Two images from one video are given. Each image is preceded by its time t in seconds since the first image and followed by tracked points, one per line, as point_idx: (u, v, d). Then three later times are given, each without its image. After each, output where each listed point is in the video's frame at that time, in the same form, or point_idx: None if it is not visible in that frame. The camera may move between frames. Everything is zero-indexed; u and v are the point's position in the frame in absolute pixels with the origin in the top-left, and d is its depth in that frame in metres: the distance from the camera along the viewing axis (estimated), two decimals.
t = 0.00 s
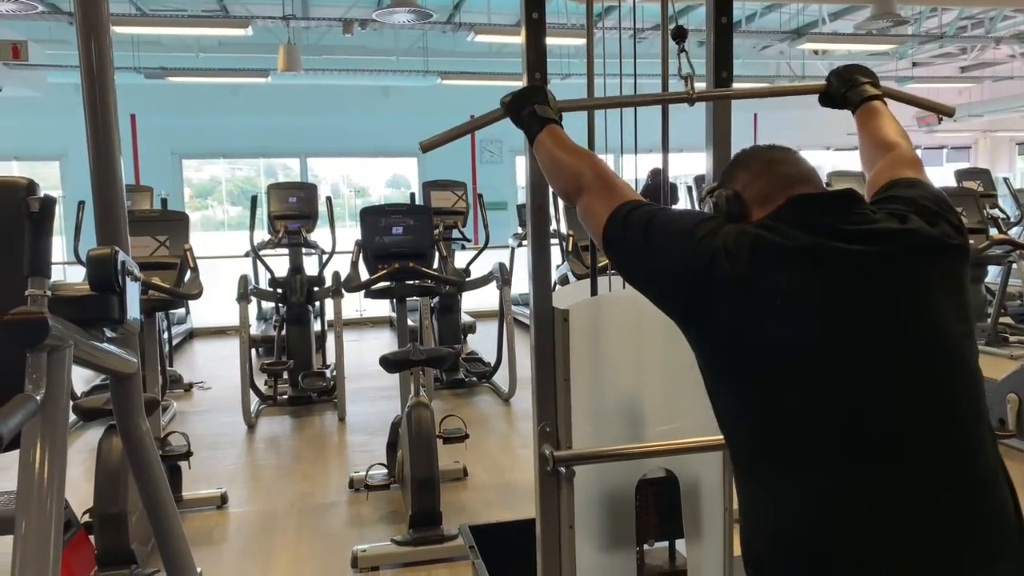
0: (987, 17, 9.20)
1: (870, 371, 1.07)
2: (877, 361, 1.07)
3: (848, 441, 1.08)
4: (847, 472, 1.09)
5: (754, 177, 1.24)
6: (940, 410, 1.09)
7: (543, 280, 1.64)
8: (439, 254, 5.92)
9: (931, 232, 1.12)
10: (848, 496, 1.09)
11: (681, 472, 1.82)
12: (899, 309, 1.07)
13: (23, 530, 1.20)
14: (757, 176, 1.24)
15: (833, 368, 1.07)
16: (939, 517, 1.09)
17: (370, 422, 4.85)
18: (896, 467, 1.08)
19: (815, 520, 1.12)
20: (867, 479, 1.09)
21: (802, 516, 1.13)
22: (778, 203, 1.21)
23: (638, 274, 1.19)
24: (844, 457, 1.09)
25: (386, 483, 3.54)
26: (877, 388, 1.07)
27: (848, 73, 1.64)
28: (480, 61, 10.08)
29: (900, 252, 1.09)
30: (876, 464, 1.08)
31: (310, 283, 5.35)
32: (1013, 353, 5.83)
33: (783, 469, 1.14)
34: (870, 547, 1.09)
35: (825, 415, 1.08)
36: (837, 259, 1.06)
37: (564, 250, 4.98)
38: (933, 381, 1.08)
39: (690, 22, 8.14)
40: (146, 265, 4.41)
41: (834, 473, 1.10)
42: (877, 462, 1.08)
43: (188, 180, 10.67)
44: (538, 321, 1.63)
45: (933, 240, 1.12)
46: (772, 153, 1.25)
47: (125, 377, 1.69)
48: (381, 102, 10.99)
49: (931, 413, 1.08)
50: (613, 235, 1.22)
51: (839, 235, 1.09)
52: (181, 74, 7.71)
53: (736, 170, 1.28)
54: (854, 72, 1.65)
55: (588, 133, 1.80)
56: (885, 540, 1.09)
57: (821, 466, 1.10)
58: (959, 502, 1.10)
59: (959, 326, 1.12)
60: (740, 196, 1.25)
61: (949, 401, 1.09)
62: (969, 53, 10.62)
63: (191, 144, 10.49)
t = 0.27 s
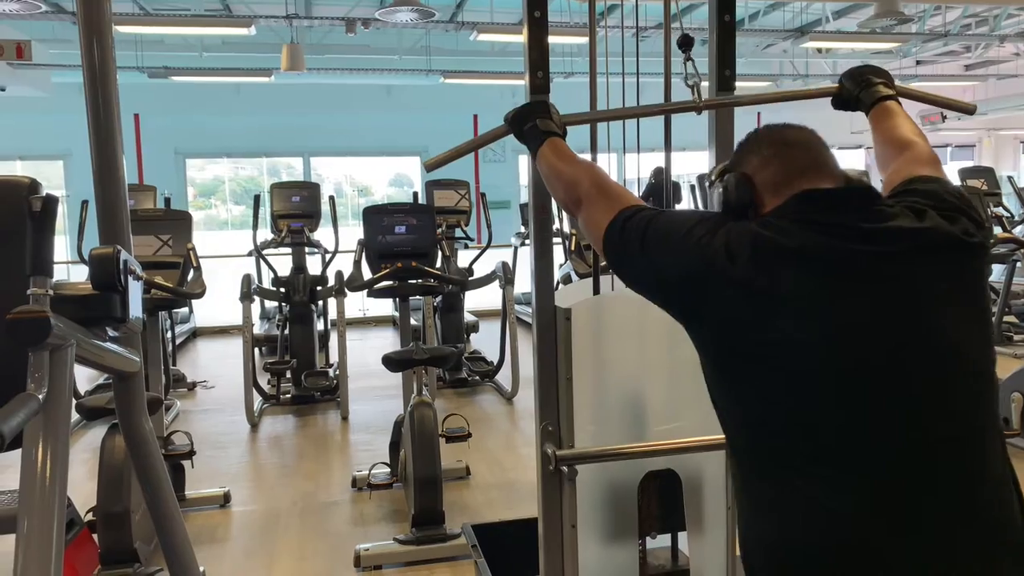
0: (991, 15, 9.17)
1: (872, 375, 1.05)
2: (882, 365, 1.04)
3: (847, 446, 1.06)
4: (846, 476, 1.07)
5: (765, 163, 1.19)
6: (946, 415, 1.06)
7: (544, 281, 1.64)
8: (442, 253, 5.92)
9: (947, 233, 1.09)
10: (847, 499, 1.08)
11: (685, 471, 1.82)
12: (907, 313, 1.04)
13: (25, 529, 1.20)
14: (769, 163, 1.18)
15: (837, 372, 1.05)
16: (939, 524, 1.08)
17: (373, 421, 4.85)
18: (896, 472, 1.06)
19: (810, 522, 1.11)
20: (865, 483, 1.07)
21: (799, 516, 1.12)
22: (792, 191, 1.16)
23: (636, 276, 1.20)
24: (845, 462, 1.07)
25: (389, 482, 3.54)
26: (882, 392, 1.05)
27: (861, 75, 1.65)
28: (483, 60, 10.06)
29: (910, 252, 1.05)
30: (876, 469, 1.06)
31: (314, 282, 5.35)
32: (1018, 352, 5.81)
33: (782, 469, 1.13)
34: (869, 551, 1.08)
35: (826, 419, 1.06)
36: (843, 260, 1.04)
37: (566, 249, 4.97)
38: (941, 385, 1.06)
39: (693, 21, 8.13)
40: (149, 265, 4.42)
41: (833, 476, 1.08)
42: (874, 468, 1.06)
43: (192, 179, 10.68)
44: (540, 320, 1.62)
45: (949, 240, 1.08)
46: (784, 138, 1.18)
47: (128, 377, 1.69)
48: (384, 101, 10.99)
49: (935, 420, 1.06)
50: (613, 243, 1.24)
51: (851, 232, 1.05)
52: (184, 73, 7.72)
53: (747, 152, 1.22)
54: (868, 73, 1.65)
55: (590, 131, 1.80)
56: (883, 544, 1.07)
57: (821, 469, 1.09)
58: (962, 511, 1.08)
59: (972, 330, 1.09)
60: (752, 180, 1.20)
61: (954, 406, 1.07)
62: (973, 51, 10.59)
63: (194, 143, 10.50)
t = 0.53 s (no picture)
0: (995, 14, 9.15)
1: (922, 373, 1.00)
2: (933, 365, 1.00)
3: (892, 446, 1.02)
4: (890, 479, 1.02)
5: (847, 134, 1.06)
6: (1003, 420, 1.00)
7: (546, 281, 1.64)
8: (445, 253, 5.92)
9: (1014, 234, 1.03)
10: (890, 503, 1.03)
11: (687, 470, 1.81)
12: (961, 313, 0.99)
13: (29, 529, 1.20)
14: (853, 136, 1.06)
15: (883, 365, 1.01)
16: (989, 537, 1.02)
17: (376, 420, 4.86)
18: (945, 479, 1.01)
19: (846, 523, 1.06)
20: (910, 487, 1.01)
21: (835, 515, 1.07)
22: (872, 164, 1.05)
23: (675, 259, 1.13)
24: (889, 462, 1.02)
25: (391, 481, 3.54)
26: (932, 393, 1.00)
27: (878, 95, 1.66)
28: (486, 59, 10.06)
29: (973, 248, 0.99)
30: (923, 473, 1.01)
31: (316, 281, 5.35)
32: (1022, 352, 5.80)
33: (819, 466, 1.08)
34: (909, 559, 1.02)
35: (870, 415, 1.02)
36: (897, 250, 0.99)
37: (569, 249, 4.97)
38: (999, 394, 1.00)
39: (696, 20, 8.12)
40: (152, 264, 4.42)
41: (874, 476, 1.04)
42: (922, 474, 1.01)
43: (195, 178, 10.70)
44: (542, 320, 1.63)
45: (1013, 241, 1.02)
46: (869, 108, 1.06)
47: (130, 376, 1.69)
48: (386, 100, 10.99)
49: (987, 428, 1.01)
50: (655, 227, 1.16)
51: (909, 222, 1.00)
52: (187, 72, 7.72)
53: (815, 118, 1.10)
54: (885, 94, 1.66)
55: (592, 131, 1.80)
56: (925, 555, 1.01)
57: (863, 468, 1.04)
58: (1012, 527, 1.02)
59: None
60: (827, 151, 1.08)
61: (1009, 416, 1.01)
62: (977, 51, 10.57)
63: (196, 142, 10.51)
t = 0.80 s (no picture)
0: (999, 14, 9.13)
1: (969, 377, 0.95)
2: (983, 370, 0.95)
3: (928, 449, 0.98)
4: (923, 483, 0.99)
5: (930, 114, 0.98)
6: None
7: (550, 279, 1.64)
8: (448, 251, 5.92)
9: None
10: (922, 506, 0.99)
11: (691, 469, 1.81)
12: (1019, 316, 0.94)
13: (31, 526, 1.20)
14: (936, 117, 0.98)
15: (926, 365, 0.96)
16: None
17: (378, 418, 4.86)
18: (984, 487, 0.97)
19: (862, 513, 1.04)
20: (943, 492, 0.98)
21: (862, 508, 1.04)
22: (955, 145, 0.98)
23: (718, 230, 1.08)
24: (924, 464, 0.98)
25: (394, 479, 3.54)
26: (977, 398, 0.95)
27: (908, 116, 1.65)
28: (489, 57, 10.06)
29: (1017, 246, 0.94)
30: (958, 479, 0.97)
31: (319, 279, 5.35)
32: None
33: (851, 459, 1.05)
34: (925, 563, 1.00)
35: (909, 414, 0.98)
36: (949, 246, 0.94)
37: (571, 247, 4.97)
38: None
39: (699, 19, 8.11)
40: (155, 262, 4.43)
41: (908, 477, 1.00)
42: (960, 482, 0.97)
43: (197, 176, 10.72)
44: (547, 317, 1.63)
45: None
46: (959, 87, 0.98)
47: (134, 373, 1.69)
48: (389, 98, 10.99)
49: None
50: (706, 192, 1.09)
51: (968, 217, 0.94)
52: (190, 70, 7.72)
53: (898, 93, 1.02)
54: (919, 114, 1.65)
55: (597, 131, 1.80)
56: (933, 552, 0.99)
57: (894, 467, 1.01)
58: None
59: None
60: (906, 129, 1.00)
61: None
62: (982, 50, 10.55)
63: (199, 140, 10.52)
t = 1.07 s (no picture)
0: (1000, 15, 9.12)
1: (970, 380, 0.95)
2: (983, 373, 0.95)
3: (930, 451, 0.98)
4: (923, 484, 0.99)
5: (913, 112, 0.99)
6: None
7: (549, 280, 1.64)
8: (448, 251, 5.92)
9: None
10: (917, 506, 0.99)
11: (689, 471, 1.81)
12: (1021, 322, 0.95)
13: (30, 526, 1.20)
14: (919, 116, 0.99)
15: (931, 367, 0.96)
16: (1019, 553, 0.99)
17: (377, 418, 4.86)
18: (982, 489, 0.98)
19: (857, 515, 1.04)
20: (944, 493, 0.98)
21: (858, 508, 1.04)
22: (936, 146, 0.98)
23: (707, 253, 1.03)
24: (926, 464, 0.98)
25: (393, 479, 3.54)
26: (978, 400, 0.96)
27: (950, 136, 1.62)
28: (489, 58, 10.06)
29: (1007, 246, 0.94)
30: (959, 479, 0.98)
31: (318, 279, 5.35)
32: None
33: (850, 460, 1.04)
34: (920, 560, 1.00)
35: (911, 416, 0.98)
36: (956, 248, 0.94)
37: (572, 248, 4.96)
38: None
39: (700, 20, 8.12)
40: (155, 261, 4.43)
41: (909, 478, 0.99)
42: (954, 482, 0.98)
43: (197, 175, 10.73)
44: (546, 318, 1.63)
45: None
46: (943, 86, 0.98)
47: (133, 372, 1.69)
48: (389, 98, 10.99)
49: None
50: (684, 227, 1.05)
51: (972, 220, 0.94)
52: (190, 69, 7.73)
53: (879, 91, 1.03)
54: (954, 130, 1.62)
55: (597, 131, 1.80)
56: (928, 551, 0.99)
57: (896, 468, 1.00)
58: None
59: None
60: (889, 126, 1.01)
61: None
62: (982, 52, 10.55)
63: (200, 140, 10.53)
